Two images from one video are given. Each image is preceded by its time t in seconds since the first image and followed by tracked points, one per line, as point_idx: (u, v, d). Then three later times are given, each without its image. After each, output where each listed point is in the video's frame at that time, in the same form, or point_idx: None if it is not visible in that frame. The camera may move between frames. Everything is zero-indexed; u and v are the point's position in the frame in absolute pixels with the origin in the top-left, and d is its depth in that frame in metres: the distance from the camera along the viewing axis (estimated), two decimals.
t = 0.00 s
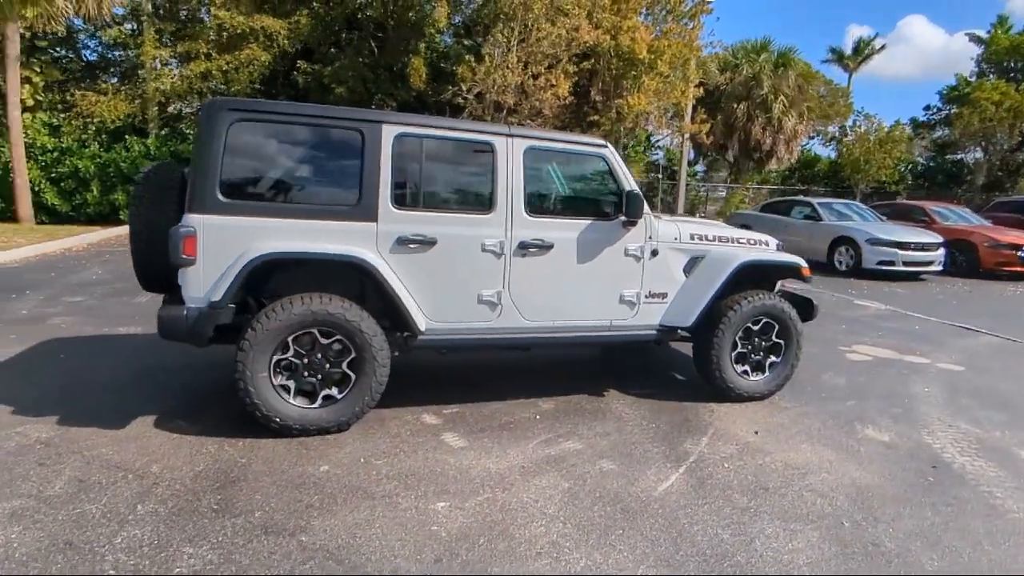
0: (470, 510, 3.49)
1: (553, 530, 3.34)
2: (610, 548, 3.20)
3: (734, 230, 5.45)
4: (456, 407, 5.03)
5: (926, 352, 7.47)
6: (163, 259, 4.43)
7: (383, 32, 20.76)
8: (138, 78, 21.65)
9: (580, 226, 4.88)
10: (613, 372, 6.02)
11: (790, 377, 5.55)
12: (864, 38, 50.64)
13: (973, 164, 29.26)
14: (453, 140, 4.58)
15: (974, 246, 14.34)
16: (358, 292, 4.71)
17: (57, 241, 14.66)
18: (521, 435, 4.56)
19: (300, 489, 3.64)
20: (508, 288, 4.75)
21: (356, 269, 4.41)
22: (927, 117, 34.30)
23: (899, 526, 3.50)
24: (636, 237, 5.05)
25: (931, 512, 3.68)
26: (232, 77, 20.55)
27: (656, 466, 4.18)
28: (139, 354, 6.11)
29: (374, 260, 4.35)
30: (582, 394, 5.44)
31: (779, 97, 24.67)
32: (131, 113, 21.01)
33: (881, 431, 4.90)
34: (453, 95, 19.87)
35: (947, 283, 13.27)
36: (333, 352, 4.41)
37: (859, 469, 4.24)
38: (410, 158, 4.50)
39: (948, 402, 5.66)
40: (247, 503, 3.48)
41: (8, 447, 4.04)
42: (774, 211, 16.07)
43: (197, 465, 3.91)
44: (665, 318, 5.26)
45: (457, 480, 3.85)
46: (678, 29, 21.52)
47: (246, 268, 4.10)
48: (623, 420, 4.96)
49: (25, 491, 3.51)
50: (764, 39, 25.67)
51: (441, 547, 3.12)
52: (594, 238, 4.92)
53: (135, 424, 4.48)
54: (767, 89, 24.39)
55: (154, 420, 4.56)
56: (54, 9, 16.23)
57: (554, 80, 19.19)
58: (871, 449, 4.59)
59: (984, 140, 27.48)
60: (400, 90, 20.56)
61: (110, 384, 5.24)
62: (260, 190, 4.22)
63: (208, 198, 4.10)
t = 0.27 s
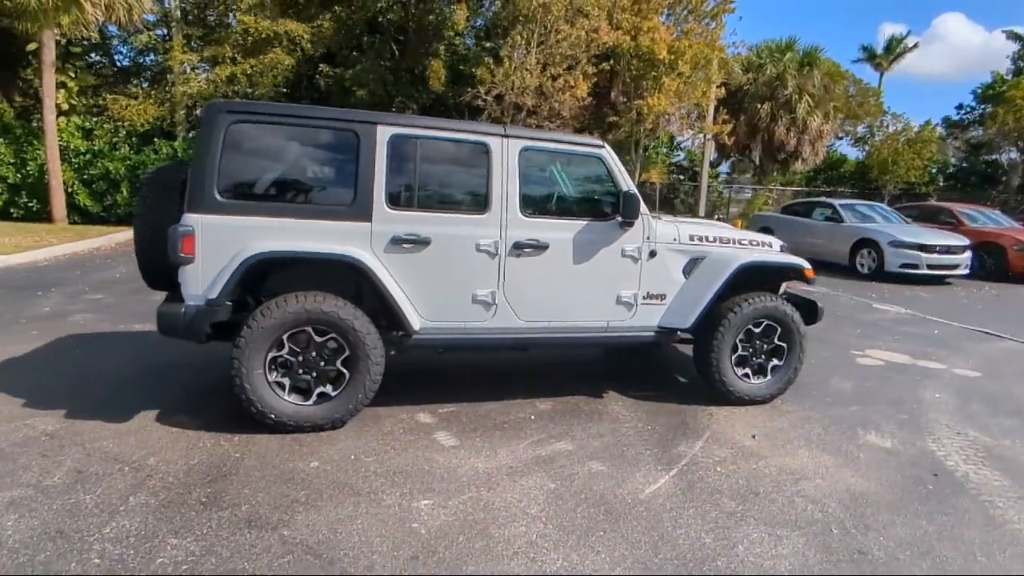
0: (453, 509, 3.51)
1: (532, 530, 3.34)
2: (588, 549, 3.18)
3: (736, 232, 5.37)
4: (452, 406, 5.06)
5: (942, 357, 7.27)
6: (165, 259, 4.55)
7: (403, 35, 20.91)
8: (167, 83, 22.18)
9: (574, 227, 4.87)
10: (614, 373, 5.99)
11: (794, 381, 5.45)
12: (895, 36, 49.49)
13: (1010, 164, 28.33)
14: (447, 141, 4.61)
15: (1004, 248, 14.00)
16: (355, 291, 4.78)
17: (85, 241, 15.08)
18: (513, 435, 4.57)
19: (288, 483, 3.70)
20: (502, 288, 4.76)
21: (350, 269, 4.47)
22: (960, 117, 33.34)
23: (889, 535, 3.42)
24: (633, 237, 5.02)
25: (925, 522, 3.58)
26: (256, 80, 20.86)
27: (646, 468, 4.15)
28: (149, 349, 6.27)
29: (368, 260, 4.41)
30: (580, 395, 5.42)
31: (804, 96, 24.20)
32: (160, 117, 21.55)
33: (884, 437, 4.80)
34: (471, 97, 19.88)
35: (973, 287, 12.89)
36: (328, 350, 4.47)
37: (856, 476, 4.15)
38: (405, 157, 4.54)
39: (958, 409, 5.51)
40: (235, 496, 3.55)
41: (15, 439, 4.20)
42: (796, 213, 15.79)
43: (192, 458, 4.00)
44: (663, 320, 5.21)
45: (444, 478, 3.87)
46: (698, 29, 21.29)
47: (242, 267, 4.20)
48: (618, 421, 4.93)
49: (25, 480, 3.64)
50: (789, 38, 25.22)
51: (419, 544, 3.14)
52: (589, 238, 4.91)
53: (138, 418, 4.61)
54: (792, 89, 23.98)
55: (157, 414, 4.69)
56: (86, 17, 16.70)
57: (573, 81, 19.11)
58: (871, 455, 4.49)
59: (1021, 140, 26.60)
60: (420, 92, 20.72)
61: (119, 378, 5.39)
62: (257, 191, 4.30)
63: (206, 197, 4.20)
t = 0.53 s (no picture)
0: (437, 509, 3.53)
1: (513, 532, 3.33)
2: (567, 552, 3.17)
3: (739, 234, 5.29)
4: (449, 406, 5.08)
5: (959, 362, 7.06)
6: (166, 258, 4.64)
7: (424, 37, 21.04)
8: (194, 85, 22.63)
9: (572, 229, 4.85)
10: (616, 375, 5.95)
11: (797, 386, 5.36)
12: (929, 32, 48.15)
13: None
14: (443, 143, 4.64)
15: None
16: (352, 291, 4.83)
17: (112, 240, 15.47)
18: (506, 436, 4.57)
19: (277, 481, 3.77)
20: (498, 290, 4.77)
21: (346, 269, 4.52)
22: (995, 115, 32.32)
23: (880, 546, 3.34)
24: (631, 239, 4.97)
25: (920, 533, 3.49)
26: (280, 81, 21.12)
27: (636, 472, 4.12)
28: (160, 345, 6.43)
29: (363, 260, 4.45)
30: (579, 398, 5.40)
31: (830, 95, 23.68)
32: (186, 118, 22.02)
33: (887, 444, 4.68)
34: (490, 98, 19.88)
35: (1001, 291, 12.50)
36: (323, 349, 4.53)
37: (852, 484, 4.06)
38: (401, 159, 4.57)
39: (969, 416, 5.35)
40: (224, 492, 3.62)
41: (23, 433, 4.35)
42: (818, 214, 15.47)
43: (188, 454, 4.09)
44: (662, 323, 5.16)
45: (432, 478, 3.89)
46: (721, 27, 20.98)
47: (239, 267, 4.27)
48: (614, 424, 4.90)
49: (27, 473, 3.77)
50: (815, 36, 24.71)
51: (399, 544, 3.17)
52: (587, 240, 4.88)
53: (141, 414, 4.73)
54: (817, 88, 23.50)
55: (160, 410, 4.80)
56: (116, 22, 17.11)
57: (592, 81, 18.99)
58: (871, 463, 4.38)
59: None
60: (440, 93, 20.82)
61: (127, 374, 5.54)
62: (254, 191, 4.37)
63: (205, 198, 4.29)
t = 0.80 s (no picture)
0: (421, 504, 3.53)
1: (496, 530, 3.31)
2: (547, 551, 3.14)
3: (742, 232, 5.20)
4: (445, 402, 5.08)
5: (978, 366, 6.83)
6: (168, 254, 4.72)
7: (444, 36, 21.10)
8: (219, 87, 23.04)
9: (569, 226, 4.81)
10: (619, 373, 5.87)
11: (802, 387, 5.24)
12: (964, 28, 46.70)
13: None
14: (438, 140, 4.64)
15: None
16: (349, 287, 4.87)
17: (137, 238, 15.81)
18: (500, 434, 4.55)
19: (267, 473, 3.81)
20: (494, 287, 4.75)
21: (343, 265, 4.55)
22: None
23: (873, 553, 3.24)
24: (630, 236, 4.92)
25: (916, 540, 3.38)
26: (302, 81, 21.35)
27: (628, 471, 4.06)
28: (170, 339, 6.56)
29: (358, 256, 4.47)
30: (578, 396, 5.36)
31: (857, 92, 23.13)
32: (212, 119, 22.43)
33: (891, 448, 4.55)
34: (509, 97, 19.86)
35: None
36: (319, 344, 4.57)
37: (850, 488, 3.95)
38: (397, 156, 4.59)
39: (982, 421, 5.17)
40: (215, 484, 3.67)
41: (29, 423, 4.47)
42: (841, 214, 15.13)
43: (184, 446, 4.17)
44: (662, 321, 5.09)
45: (421, 474, 3.90)
46: (744, 23, 20.63)
47: (236, 262, 4.33)
48: (611, 423, 4.85)
49: (28, 461, 3.87)
50: (842, 32, 24.14)
51: (380, 539, 3.17)
52: (585, 237, 4.84)
53: (143, 406, 4.83)
54: (844, 85, 22.98)
55: (162, 402, 4.89)
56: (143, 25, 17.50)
57: (612, 79, 18.85)
58: (872, 467, 4.27)
59: None
60: (459, 93, 20.85)
61: (135, 367, 5.66)
62: (252, 187, 4.42)
63: (203, 194, 4.35)
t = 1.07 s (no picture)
0: (405, 498, 3.52)
1: (477, 525, 3.28)
2: (526, 547, 3.10)
3: (746, 229, 5.10)
4: (442, 397, 5.06)
5: (998, 368, 6.58)
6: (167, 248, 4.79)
7: (463, 36, 21.09)
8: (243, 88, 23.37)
9: (566, 221, 4.76)
10: (622, 371, 5.79)
11: (807, 387, 5.10)
12: (1002, 22, 45.16)
13: None
14: (433, 134, 4.63)
15: None
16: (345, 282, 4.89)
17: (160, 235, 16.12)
18: (493, 430, 4.52)
19: (255, 465, 3.83)
20: (489, 282, 4.73)
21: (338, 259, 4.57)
22: None
23: (865, 557, 3.13)
24: (628, 232, 4.85)
25: (912, 545, 3.26)
26: (323, 82, 21.53)
27: (619, 469, 4.00)
28: (178, 332, 6.67)
29: (352, 251, 4.49)
30: (576, 393, 5.30)
31: (884, 88, 22.59)
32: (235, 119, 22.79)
33: (896, 451, 4.41)
34: (527, 95, 19.79)
35: None
36: (314, 338, 4.59)
37: (849, 490, 3.83)
38: (392, 150, 4.59)
39: (996, 425, 4.98)
40: (204, 474, 3.71)
41: (34, 412, 4.58)
42: (866, 213, 14.75)
43: (179, 436, 4.22)
44: (661, 318, 5.01)
45: (408, 468, 3.89)
46: (767, 18, 20.23)
47: (232, 256, 4.37)
48: (607, 420, 4.78)
49: (27, 449, 3.96)
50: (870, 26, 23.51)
51: (359, 531, 3.16)
52: (582, 232, 4.78)
53: (145, 397, 4.91)
54: (872, 81, 22.40)
55: (163, 394, 4.97)
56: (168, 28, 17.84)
57: (631, 77, 18.68)
58: (874, 470, 4.13)
59: None
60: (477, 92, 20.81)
61: (141, 359, 5.76)
62: (248, 181, 4.47)
63: (200, 189, 4.40)
